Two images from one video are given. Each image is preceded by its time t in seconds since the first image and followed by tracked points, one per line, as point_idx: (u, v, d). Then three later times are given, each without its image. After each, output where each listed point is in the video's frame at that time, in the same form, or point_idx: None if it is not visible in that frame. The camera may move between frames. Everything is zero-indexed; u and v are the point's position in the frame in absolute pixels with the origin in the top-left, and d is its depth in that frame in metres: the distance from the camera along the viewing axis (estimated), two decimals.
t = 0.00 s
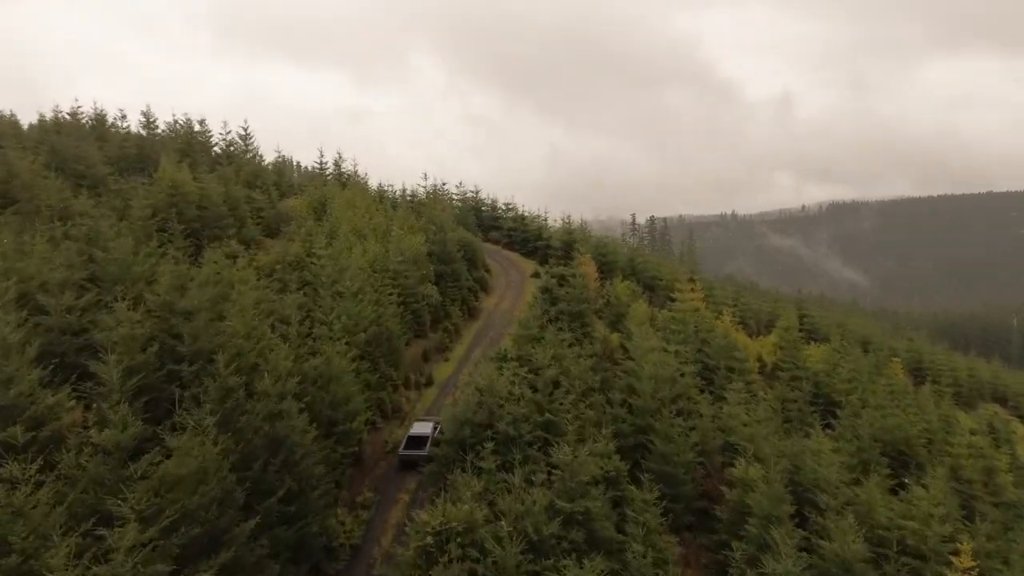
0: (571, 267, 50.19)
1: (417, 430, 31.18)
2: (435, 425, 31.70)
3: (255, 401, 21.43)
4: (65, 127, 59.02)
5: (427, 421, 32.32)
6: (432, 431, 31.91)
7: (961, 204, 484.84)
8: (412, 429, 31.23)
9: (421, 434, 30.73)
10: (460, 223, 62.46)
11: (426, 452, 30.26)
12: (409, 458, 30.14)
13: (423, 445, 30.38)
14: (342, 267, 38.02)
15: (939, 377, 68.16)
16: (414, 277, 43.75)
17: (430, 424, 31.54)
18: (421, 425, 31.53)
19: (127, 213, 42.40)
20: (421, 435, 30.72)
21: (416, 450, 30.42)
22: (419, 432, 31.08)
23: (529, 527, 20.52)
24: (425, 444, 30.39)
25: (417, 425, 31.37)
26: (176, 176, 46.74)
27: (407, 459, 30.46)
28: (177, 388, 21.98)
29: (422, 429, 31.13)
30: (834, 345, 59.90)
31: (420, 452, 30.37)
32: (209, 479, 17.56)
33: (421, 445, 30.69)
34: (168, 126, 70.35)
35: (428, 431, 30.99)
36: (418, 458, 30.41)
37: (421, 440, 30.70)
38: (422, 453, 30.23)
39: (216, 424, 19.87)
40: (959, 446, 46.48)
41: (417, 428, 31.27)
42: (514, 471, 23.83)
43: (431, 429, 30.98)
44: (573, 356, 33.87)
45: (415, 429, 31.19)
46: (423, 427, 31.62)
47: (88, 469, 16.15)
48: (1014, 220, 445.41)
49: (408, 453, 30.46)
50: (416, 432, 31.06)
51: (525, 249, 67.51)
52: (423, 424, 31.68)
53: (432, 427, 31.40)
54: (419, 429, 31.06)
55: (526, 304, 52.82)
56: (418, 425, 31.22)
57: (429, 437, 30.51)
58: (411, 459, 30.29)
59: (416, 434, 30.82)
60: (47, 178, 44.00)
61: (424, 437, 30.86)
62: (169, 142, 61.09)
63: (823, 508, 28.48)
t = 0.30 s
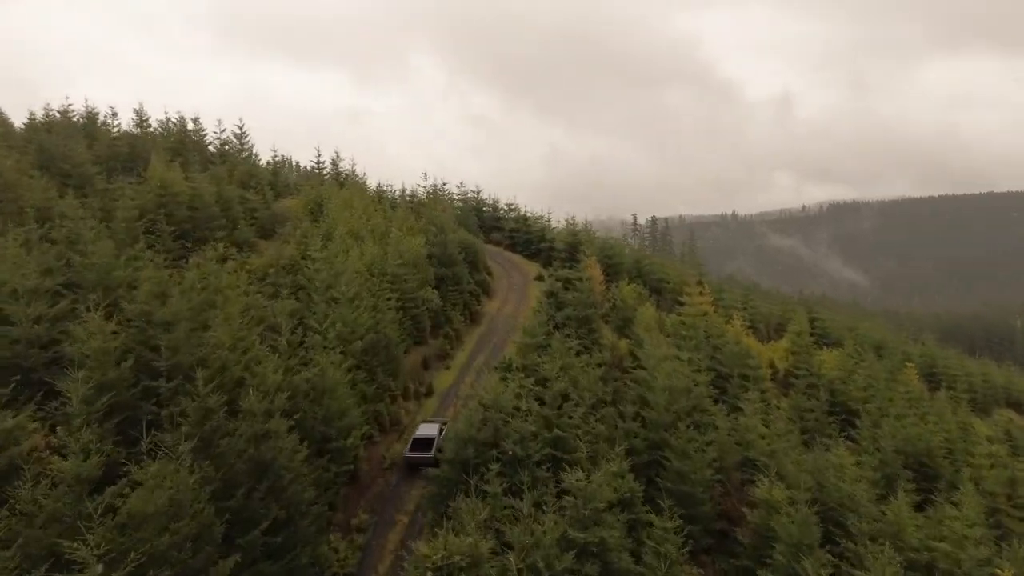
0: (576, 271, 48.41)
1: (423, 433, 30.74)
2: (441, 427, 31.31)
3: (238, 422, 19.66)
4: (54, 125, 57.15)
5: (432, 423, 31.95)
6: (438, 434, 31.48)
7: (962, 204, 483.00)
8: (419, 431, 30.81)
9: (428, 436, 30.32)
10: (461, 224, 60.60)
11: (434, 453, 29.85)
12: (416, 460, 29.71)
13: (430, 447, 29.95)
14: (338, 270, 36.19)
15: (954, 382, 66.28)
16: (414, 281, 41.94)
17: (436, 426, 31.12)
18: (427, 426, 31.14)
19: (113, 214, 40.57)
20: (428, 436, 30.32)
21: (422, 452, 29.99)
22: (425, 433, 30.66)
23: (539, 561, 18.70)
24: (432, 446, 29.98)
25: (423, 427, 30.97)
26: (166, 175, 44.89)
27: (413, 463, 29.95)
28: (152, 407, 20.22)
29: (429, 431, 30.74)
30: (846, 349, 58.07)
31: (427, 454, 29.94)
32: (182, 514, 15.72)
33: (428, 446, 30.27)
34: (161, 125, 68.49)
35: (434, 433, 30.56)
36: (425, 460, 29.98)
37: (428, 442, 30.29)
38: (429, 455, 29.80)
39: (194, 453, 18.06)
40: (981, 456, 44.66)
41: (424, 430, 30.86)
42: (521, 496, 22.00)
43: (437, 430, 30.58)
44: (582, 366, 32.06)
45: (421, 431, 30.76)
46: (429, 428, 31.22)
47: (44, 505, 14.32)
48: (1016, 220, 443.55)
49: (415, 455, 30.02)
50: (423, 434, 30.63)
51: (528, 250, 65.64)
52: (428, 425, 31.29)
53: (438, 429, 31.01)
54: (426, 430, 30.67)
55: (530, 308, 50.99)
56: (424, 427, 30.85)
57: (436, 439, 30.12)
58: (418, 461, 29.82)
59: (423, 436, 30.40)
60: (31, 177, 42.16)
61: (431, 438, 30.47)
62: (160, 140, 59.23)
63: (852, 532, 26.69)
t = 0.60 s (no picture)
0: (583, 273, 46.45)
1: (430, 433, 29.96)
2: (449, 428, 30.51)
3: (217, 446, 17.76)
4: (39, 122, 55.13)
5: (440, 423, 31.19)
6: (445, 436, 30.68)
7: (964, 204, 481.00)
8: (426, 432, 30.01)
9: (435, 437, 29.52)
10: (461, 224, 58.62)
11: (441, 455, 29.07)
12: (424, 461, 28.90)
13: (437, 450, 29.22)
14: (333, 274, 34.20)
15: (970, 388, 64.30)
16: (413, 284, 39.98)
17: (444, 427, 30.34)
18: (435, 427, 30.36)
19: (98, 213, 38.62)
20: (435, 438, 29.53)
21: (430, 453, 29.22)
22: (433, 434, 29.86)
23: None
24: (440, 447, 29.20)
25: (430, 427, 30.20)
26: (154, 173, 42.93)
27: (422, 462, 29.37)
28: (122, 429, 18.31)
29: (436, 431, 29.95)
30: (861, 354, 56.11)
31: (434, 456, 29.15)
32: (148, 558, 13.82)
33: (436, 448, 29.48)
34: (153, 122, 66.46)
35: (442, 434, 29.77)
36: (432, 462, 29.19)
37: (435, 443, 29.51)
38: (436, 457, 29.00)
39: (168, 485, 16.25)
40: (1007, 467, 42.70)
41: (431, 431, 30.08)
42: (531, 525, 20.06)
43: (445, 432, 29.77)
44: (592, 376, 30.12)
45: (428, 432, 29.98)
46: (436, 429, 30.43)
47: None
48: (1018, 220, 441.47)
49: (423, 456, 29.23)
50: (430, 435, 29.84)
51: (531, 251, 63.66)
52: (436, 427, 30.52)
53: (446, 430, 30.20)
54: (433, 431, 29.89)
55: (534, 312, 49.02)
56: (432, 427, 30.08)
57: (444, 440, 29.33)
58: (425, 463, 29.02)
59: (430, 437, 29.61)
60: (10, 175, 40.21)
61: (439, 440, 29.67)
62: (151, 138, 57.22)
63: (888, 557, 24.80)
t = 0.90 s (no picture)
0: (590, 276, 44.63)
1: (438, 434, 29.37)
2: (458, 427, 29.92)
3: (191, 475, 15.96)
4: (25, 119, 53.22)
5: (448, 423, 30.63)
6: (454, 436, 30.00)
7: (966, 204, 479.08)
8: (434, 432, 29.39)
9: (443, 438, 28.94)
10: (462, 225, 56.72)
11: (450, 455, 28.47)
12: (432, 462, 28.30)
13: (447, 450, 28.61)
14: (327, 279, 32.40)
15: (986, 394, 62.35)
16: (413, 288, 38.16)
17: (452, 427, 29.74)
18: (443, 427, 29.78)
19: (81, 213, 36.77)
20: (443, 438, 28.94)
21: (438, 454, 28.63)
22: (441, 434, 29.26)
23: None
24: (448, 448, 28.61)
25: (438, 427, 29.61)
26: (141, 172, 41.06)
27: (431, 463, 28.77)
28: (87, 455, 16.47)
29: (444, 432, 29.34)
30: (876, 360, 54.22)
31: (442, 456, 28.57)
32: None
33: (444, 448, 28.88)
34: (145, 120, 64.54)
35: (450, 435, 29.17)
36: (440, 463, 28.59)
37: (443, 443, 28.92)
38: (444, 458, 28.40)
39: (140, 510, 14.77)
40: None
41: (438, 431, 29.47)
42: (543, 559, 18.20)
43: (453, 432, 29.15)
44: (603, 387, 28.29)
45: (436, 433, 29.38)
46: (444, 429, 29.84)
47: None
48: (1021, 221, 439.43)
49: (431, 457, 28.62)
50: (438, 435, 29.24)
51: (534, 253, 61.77)
52: (444, 426, 29.97)
53: (454, 431, 29.60)
54: (441, 431, 29.29)
55: (539, 317, 47.18)
56: (440, 427, 29.50)
57: (452, 441, 28.73)
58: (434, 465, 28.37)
59: (439, 438, 29.01)
60: None
61: (447, 440, 29.06)
62: (141, 136, 55.27)
63: None
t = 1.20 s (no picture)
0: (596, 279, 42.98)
1: (445, 434, 28.91)
2: (465, 428, 29.51)
3: (183, 477, 15.65)
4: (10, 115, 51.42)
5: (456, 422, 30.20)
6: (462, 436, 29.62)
7: (968, 204, 477.36)
8: (441, 433, 28.94)
9: (451, 438, 28.52)
10: (464, 225, 55.02)
11: (458, 455, 27.98)
12: (440, 462, 27.80)
13: (455, 449, 28.26)
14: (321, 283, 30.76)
15: (1003, 399, 60.62)
16: (412, 291, 36.50)
17: (459, 428, 29.33)
18: (450, 427, 29.35)
19: (64, 213, 35.08)
20: (451, 438, 28.51)
21: (446, 454, 28.14)
22: (448, 435, 28.82)
23: None
24: (457, 448, 28.14)
25: (445, 428, 29.17)
26: (129, 170, 39.36)
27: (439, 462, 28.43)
28: (47, 482, 14.86)
29: (452, 432, 28.90)
30: (891, 365, 52.50)
31: (451, 457, 28.07)
32: None
33: (452, 448, 28.40)
34: (136, 117, 62.73)
35: (458, 435, 28.75)
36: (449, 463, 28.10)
37: (451, 443, 28.47)
38: (453, 458, 27.93)
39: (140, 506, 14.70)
40: None
41: (446, 432, 29.03)
42: None
43: (461, 432, 28.76)
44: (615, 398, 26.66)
45: (444, 433, 28.99)
46: (452, 429, 29.38)
47: None
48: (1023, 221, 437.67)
49: (438, 457, 28.13)
50: (446, 435, 28.81)
51: (537, 254, 60.04)
52: (451, 426, 29.55)
53: (462, 431, 29.19)
54: (448, 432, 28.84)
55: (544, 321, 45.51)
56: (447, 428, 29.08)
57: (460, 440, 28.31)
58: (441, 464, 28.02)
59: (446, 438, 28.57)
60: None
61: (454, 440, 28.62)
62: (132, 133, 53.55)
63: None
